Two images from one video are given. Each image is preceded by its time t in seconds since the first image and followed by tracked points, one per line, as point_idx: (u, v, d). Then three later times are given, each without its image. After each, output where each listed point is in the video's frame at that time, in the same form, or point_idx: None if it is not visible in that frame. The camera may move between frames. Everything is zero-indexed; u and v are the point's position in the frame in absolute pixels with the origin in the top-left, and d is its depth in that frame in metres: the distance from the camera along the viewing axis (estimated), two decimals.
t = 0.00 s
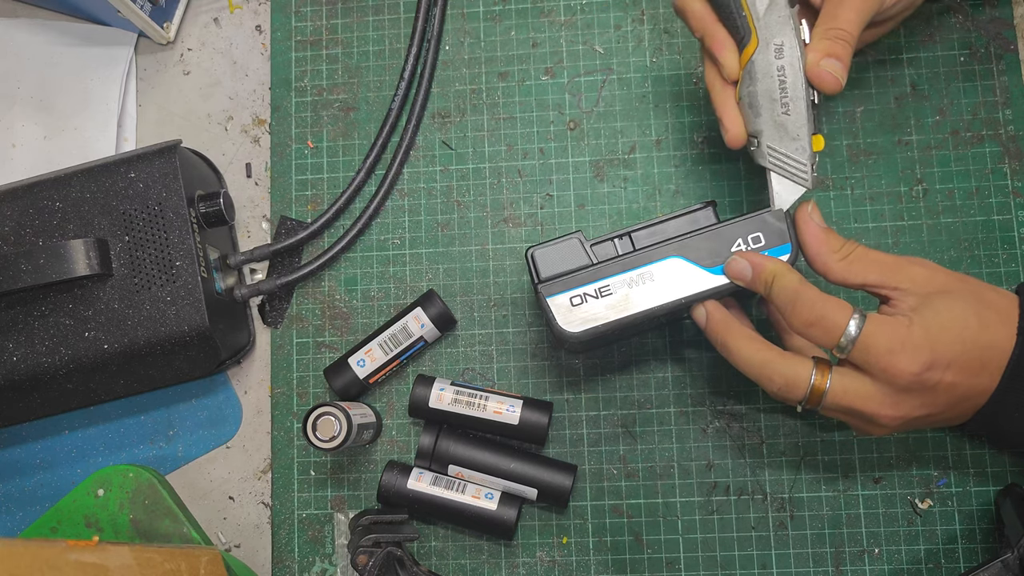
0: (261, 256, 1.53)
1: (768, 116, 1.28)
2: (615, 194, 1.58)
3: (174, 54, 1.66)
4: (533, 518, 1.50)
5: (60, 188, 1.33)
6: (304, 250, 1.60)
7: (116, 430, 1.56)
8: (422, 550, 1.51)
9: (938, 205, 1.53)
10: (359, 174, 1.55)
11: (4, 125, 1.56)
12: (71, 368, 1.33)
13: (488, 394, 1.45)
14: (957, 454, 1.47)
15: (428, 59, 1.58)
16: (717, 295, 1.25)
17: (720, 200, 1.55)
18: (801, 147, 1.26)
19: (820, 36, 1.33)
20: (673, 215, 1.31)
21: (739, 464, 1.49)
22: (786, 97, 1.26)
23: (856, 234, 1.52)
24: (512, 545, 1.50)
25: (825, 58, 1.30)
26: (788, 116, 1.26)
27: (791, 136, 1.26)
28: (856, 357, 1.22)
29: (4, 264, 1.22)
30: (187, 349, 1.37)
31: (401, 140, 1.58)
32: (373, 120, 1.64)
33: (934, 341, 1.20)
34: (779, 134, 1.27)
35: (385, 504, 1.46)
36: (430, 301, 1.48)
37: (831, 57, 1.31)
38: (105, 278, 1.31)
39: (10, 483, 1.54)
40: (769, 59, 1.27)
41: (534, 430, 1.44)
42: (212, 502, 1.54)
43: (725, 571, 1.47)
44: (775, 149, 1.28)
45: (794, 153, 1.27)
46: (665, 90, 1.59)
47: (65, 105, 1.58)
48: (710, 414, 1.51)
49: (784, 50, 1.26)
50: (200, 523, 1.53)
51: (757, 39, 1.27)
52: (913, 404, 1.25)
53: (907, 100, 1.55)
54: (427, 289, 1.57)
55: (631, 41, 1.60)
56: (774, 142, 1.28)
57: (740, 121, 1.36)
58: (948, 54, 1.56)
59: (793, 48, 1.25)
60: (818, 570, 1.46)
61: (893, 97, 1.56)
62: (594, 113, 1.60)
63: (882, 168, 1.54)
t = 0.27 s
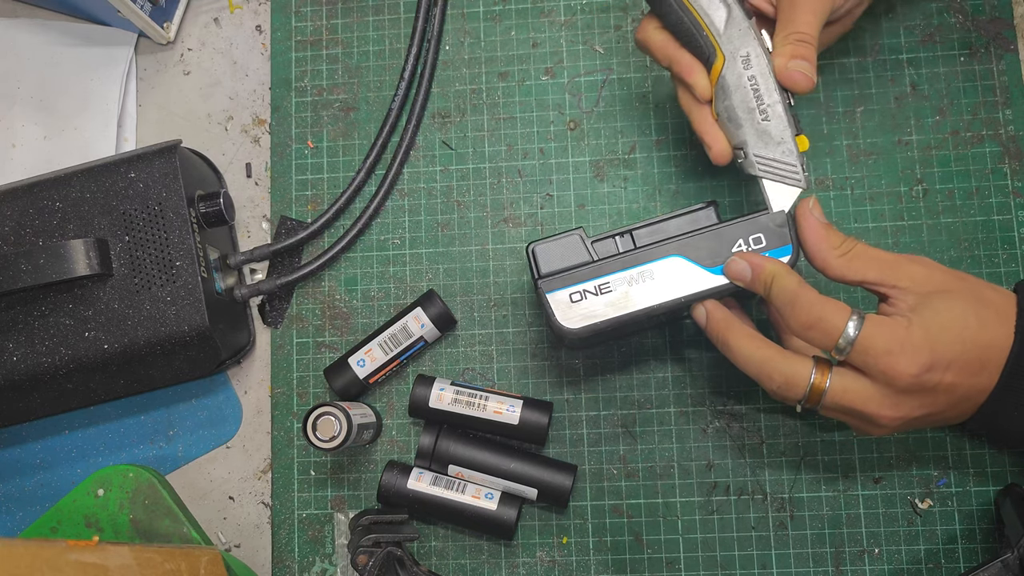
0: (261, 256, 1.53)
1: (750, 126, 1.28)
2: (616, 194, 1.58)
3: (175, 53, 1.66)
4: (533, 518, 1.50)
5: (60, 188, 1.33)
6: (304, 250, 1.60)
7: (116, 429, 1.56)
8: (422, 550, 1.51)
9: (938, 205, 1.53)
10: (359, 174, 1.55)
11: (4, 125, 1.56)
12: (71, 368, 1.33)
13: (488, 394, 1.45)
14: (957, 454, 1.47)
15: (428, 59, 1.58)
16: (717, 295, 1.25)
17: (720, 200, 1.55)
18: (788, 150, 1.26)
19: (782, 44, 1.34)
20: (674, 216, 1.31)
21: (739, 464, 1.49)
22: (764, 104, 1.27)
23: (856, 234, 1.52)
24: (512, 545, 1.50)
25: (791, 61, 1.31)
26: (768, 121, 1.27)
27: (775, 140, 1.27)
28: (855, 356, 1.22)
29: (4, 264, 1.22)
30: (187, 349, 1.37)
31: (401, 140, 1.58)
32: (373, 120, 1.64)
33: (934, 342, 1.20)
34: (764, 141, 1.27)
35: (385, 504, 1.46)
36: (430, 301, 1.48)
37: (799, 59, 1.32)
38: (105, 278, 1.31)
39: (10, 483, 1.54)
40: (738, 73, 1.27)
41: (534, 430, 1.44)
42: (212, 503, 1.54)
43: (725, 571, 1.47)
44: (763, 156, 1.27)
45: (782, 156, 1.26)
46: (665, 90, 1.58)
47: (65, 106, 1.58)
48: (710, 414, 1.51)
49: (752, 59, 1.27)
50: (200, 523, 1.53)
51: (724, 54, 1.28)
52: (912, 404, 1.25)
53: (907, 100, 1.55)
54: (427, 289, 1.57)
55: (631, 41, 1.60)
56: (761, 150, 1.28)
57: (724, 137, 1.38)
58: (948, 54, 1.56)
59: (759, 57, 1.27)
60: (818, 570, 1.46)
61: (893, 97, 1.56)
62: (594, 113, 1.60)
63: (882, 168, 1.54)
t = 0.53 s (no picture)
0: (261, 256, 1.53)
1: (750, 129, 1.29)
2: (616, 194, 1.58)
3: (175, 54, 1.66)
4: (533, 518, 1.50)
5: (60, 188, 1.33)
6: (304, 250, 1.60)
7: (116, 430, 1.56)
8: (422, 550, 1.50)
9: (938, 205, 1.53)
10: (359, 174, 1.55)
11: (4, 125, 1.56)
12: (71, 368, 1.33)
13: (488, 394, 1.45)
14: (957, 454, 1.47)
15: (428, 59, 1.58)
16: (717, 294, 1.25)
17: (720, 200, 1.55)
18: (788, 151, 1.26)
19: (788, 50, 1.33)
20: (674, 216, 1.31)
21: (739, 464, 1.49)
22: (763, 106, 1.28)
23: (856, 234, 1.52)
24: (512, 545, 1.49)
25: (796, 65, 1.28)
26: (769, 124, 1.27)
27: (775, 144, 1.27)
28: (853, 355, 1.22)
29: (4, 264, 1.22)
30: (187, 349, 1.37)
31: (401, 140, 1.58)
32: (373, 120, 1.64)
33: (933, 341, 1.20)
34: (764, 143, 1.28)
35: (385, 504, 1.46)
36: (430, 301, 1.48)
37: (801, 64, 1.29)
38: (105, 278, 1.31)
39: (10, 483, 1.54)
40: (740, 77, 1.29)
41: (534, 430, 1.44)
42: (212, 503, 1.54)
43: (725, 571, 1.47)
44: (763, 159, 1.28)
45: (782, 160, 1.26)
46: (665, 90, 1.58)
47: (65, 106, 1.58)
48: (710, 414, 1.51)
49: (753, 65, 1.28)
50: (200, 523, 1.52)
51: (726, 60, 1.30)
52: (912, 403, 1.25)
53: (907, 100, 1.55)
54: (427, 289, 1.56)
55: (631, 41, 1.60)
56: (761, 152, 1.28)
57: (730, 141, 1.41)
58: (948, 55, 1.56)
59: (761, 62, 1.28)
60: (818, 570, 1.46)
61: (893, 97, 1.56)
62: (594, 113, 1.60)
63: (882, 169, 1.54)
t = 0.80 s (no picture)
0: (261, 256, 1.53)
1: (748, 128, 1.29)
2: (615, 194, 1.58)
3: (175, 54, 1.66)
4: (533, 518, 1.50)
5: (60, 188, 1.33)
6: (304, 250, 1.60)
7: (116, 430, 1.56)
8: (422, 550, 1.50)
9: (938, 205, 1.53)
10: (359, 174, 1.55)
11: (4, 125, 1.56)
12: (71, 368, 1.33)
13: (488, 394, 1.45)
14: (957, 453, 1.47)
15: (428, 59, 1.58)
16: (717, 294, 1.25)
17: (720, 200, 1.55)
18: (786, 150, 1.26)
19: (785, 47, 1.33)
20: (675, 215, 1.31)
21: (739, 464, 1.49)
22: (760, 106, 1.28)
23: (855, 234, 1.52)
24: (512, 545, 1.49)
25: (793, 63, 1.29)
26: (767, 123, 1.27)
27: (773, 142, 1.27)
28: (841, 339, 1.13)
29: (4, 264, 1.22)
30: (187, 349, 1.37)
31: (401, 140, 1.58)
32: (373, 120, 1.64)
33: (924, 322, 1.09)
34: (762, 142, 1.28)
35: (385, 504, 1.46)
36: (430, 301, 1.48)
37: (798, 60, 1.29)
38: (105, 278, 1.31)
39: (10, 483, 1.54)
40: (737, 77, 1.29)
41: (533, 430, 1.44)
42: (212, 503, 1.54)
43: (725, 571, 1.47)
44: (761, 158, 1.28)
45: (781, 158, 1.27)
46: (664, 90, 1.58)
47: (65, 105, 1.58)
48: (710, 414, 1.51)
49: (749, 63, 1.28)
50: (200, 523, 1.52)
51: (722, 60, 1.30)
52: (910, 393, 1.12)
53: (907, 100, 1.55)
54: (427, 289, 1.57)
55: (631, 41, 1.60)
56: (759, 151, 1.28)
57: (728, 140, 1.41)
58: (948, 54, 1.56)
59: (757, 61, 1.27)
60: (818, 570, 1.46)
61: (893, 97, 1.56)
62: (594, 113, 1.60)
63: (882, 169, 1.54)
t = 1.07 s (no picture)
0: (261, 256, 1.53)
1: (740, 130, 1.29)
2: (616, 194, 1.58)
3: (175, 54, 1.66)
4: (533, 518, 1.50)
5: (60, 188, 1.33)
6: (304, 250, 1.60)
7: (116, 430, 1.56)
8: (422, 550, 1.51)
9: (938, 205, 1.53)
10: (359, 174, 1.55)
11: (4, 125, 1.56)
12: (71, 368, 1.33)
13: (488, 394, 1.45)
14: (957, 454, 1.47)
15: (428, 59, 1.58)
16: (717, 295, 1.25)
17: (720, 200, 1.55)
18: (781, 148, 1.27)
19: (766, 43, 1.33)
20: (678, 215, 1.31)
21: (739, 464, 1.49)
22: (751, 106, 1.28)
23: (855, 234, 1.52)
24: (512, 545, 1.49)
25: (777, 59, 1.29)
26: (759, 123, 1.28)
27: (767, 141, 1.27)
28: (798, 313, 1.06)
29: (4, 264, 1.22)
30: (187, 349, 1.37)
31: (401, 140, 1.58)
32: (373, 120, 1.64)
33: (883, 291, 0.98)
34: (756, 143, 1.28)
35: (384, 504, 1.46)
36: (430, 301, 1.48)
37: (784, 56, 1.29)
38: (105, 278, 1.31)
39: (10, 483, 1.54)
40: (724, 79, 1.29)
41: (534, 430, 1.44)
42: (212, 502, 1.54)
43: (725, 571, 1.47)
44: (757, 158, 1.28)
45: (776, 157, 1.27)
46: (664, 90, 1.58)
47: (65, 106, 1.58)
48: (710, 414, 1.51)
49: (736, 64, 1.28)
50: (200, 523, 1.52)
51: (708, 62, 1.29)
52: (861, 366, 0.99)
53: (907, 100, 1.55)
54: (427, 289, 1.57)
55: (631, 41, 1.60)
56: (754, 152, 1.28)
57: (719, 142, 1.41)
58: (948, 54, 1.56)
59: (743, 61, 1.28)
60: (818, 570, 1.46)
61: (893, 97, 1.56)
62: (594, 113, 1.60)
63: (882, 169, 1.54)
